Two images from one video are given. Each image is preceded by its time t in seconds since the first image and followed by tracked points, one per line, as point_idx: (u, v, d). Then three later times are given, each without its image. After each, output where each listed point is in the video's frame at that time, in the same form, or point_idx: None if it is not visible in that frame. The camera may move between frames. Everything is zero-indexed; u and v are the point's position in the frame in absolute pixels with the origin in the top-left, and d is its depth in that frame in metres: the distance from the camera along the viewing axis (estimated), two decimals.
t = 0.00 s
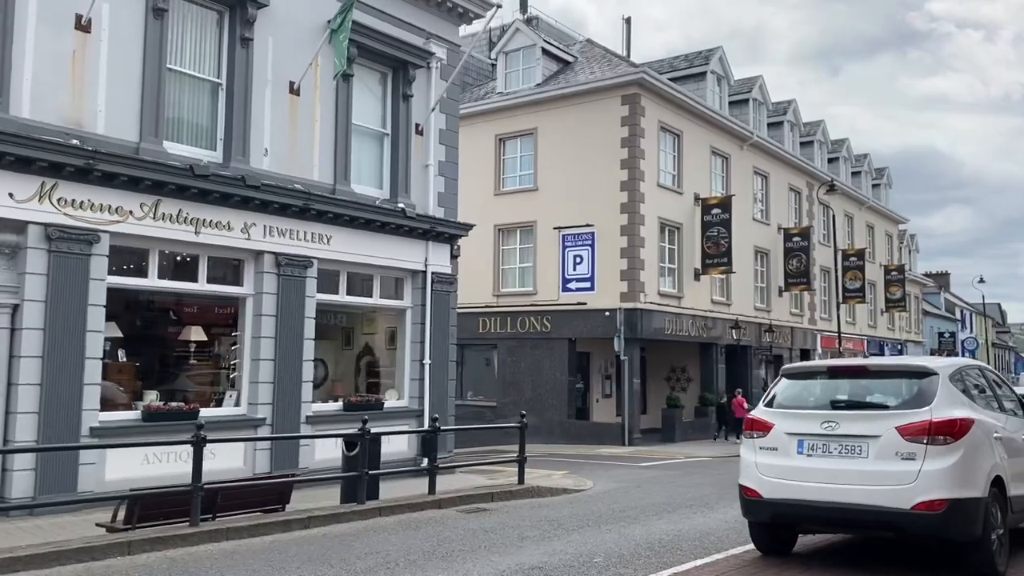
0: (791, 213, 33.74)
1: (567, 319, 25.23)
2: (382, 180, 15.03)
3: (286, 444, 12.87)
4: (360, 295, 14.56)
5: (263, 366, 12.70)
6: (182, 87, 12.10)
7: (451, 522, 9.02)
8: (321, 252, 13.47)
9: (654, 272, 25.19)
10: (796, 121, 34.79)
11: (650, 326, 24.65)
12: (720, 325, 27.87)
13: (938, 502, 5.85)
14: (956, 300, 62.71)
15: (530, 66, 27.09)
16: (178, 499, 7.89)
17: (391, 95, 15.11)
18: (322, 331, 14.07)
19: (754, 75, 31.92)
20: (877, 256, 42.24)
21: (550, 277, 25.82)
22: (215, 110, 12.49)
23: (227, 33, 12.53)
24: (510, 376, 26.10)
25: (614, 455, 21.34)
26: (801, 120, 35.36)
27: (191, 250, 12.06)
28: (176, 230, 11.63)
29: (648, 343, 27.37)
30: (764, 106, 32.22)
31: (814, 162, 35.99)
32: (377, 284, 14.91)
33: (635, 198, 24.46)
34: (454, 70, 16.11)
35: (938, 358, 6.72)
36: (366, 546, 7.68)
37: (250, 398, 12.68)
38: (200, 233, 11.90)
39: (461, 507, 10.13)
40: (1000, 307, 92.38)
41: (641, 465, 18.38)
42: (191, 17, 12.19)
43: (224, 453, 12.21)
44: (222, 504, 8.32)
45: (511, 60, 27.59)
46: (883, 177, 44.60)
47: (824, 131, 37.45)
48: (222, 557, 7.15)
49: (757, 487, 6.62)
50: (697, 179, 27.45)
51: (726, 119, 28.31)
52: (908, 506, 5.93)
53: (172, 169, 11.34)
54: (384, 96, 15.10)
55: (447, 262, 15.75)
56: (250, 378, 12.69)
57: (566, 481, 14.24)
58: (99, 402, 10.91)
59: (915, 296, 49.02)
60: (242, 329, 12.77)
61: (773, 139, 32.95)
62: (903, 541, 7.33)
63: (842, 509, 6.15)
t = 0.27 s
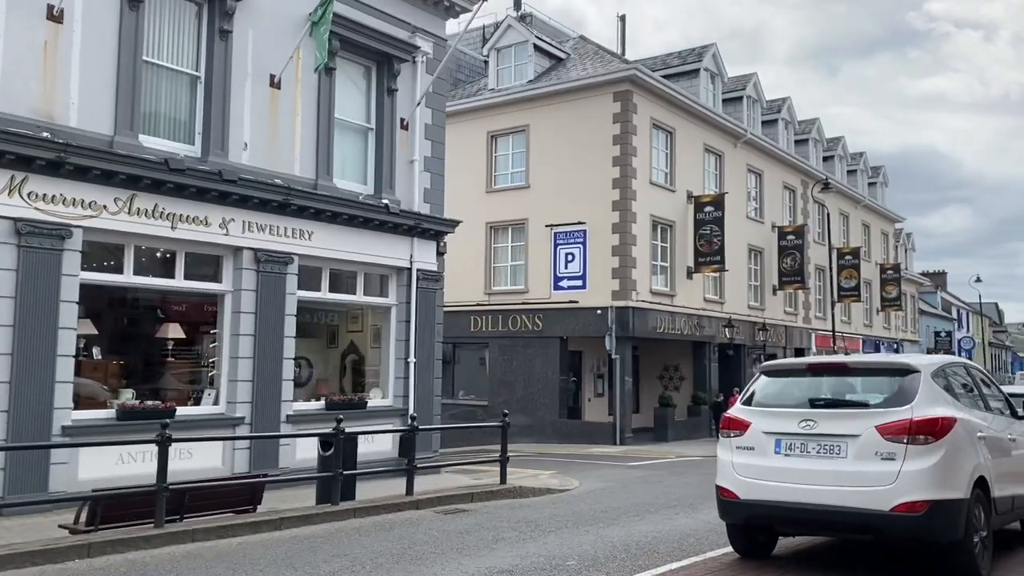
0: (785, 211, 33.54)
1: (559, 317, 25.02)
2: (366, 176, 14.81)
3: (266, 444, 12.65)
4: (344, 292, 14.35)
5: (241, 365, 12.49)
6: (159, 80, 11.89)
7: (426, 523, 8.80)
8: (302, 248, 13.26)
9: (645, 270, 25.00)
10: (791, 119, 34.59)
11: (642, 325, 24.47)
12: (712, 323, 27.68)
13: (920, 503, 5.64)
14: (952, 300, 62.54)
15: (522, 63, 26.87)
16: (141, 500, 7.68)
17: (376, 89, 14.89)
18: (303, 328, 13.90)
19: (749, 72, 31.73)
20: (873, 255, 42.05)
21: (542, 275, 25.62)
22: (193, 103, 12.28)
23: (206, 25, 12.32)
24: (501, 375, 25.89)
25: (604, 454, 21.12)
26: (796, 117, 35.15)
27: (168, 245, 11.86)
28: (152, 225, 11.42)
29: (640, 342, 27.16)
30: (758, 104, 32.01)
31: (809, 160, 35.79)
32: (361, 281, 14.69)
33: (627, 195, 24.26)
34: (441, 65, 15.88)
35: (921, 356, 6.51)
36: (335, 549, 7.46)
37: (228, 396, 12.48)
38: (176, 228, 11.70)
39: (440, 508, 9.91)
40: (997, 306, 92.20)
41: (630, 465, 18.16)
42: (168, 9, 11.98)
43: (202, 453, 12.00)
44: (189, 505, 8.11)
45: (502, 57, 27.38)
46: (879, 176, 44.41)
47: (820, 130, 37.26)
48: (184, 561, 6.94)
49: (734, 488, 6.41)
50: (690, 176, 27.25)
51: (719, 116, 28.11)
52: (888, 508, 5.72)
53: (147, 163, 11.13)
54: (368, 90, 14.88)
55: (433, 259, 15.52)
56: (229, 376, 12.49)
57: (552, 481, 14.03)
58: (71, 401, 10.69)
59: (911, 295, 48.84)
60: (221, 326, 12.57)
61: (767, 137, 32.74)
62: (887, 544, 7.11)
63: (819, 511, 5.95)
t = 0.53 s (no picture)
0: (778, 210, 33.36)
1: (549, 317, 24.80)
2: (349, 173, 14.57)
3: (245, 446, 12.40)
4: (326, 291, 14.12)
5: (220, 365, 12.25)
6: (135, 74, 11.63)
7: (401, 528, 8.57)
8: (282, 246, 13.03)
9: (636, 269, 24.79)
10: (784, 117, 34.41)
11: (632, 324, 24.27)
12: (704, 323, 27.49)
13: (905, 510, 5.43)
14: (946, 300, 62.48)
15: (513, 60, 26.63)
16: (104, 506, 7.44)
17: (359, 85, 14.65)
18: (286, 328, 13.63)
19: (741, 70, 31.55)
20: (866, 254, 41.91)
21: (532, 274, 25.40)
22: (170, 98, 12.03)
23: (183, 18, 12.07)
24: (491, 375, 25.67)
25: (593, 455, 20.91)
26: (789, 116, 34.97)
27: (145, 243, 11.62)
28: (127, 222, 11.18)
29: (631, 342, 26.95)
30: (751, 102, 31.82)
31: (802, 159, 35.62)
32: (344, 280, 14.45)
33: (618, 194, 24.06)
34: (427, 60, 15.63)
35: (907, 357, 6.30)
36: (305, 556, 7.23)
37: (206, 397, 12.23)
38: (152, 226, 11.45)
39: (419, 512, 9.67)
40: (991, 305, 92.25)
41: (619, 466, 17.94)
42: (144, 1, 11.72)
43: (178, 455, 11.74)
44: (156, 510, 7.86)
45: (493, 54, 27.14)
46: (872, 175, 44.28)
47: (813, 128, 37.09)
48: (146, 569, 6.70)
49: (713, 493, 6.20)
50: (682, 175, 27.05)
51: (711, 114, 27.91)
52: (871, 515, 5.51)
53: (121, 159, 10.88)
54: (351, 85, 14.64)
55: (418, 257, 15.28)
56: (207, 377, 12.24)
57: (537, 483, 13.81)
58: (41, 401, 10.45)
59: (905, 295, 48.73)
60: (199, 325, 12.32)
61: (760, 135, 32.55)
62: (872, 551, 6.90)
63: (801, 518, 5.73)
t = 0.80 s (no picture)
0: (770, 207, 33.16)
1: (538, 315, 24.54)
2: (332, 166, 14.28)
3: (223, 446, 12.11)
4: (307, 288, 13.84)
5: (196, 363, 11.95)
6: (108, 63, 11.33)
7: (377, 531, 8.30)
8: (261, 241, 12.73)
9: (626, 266, 24.56)
10: (776, 114, 34.21)
11: (622, 322, 24.04)
12: (695, 321, 27.27)
13: (894, 514, 5.18)
14: (938, 298, 62.45)
15: (502, 55, 26.35)
16: (64, 508, 7.16)
17: (342, 77, 14.35)
18: (267, 325, 13.40)
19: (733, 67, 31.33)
20: (858, 252, 41.76)
21: (521, 272, 25.14)
22: (144, 88, 11.72)
23: (159, 7, 11.76)
24: (479, 373, 25.41)
25: (582, 454, 20.65)
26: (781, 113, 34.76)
27: (120, 238, 11.32)
28: (99, 215, 10.87)
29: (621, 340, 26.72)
30: (743, 99, 31.60)
31: (794, 156, 35.42)
32: (326, 276, 14.16)
33: (608, 190, 23.80)
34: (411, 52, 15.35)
35: (898, 353, 6.04)
36: (274, 562, 6.95)
37: (182, 396, 11.93)
38: (126, 219, 11.14)
39: (397, 514, 9.40)
40: (983, 304, 92.37)
41: (608, 466, 17.68)
42: None
43: (153, 455, 11.43)
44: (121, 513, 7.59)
45: (482, 49, 26.86)
46: (865, 173, 44.14)
47: (805, 125, 36.90)
48: None
49: (696, 496, 5.94)
50: (673, 172, 26.82)
51: (702, 110, 27.68)
52: (860, 519, 5.25)
53: (92, 150, 10.57)
54: (333, 78, 14.35)
55: (402, 253, 14.99)
56: (182, 374, 11.94)
57: (523, 483, 13.55)
58: (10, 400, 10.16)
59: (897, 293, 48.62)
60: (174, 322, 12.02)
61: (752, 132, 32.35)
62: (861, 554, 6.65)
63: (786, 522, 5.48)
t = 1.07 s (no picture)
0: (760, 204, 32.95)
1: (526, 312, 24.26)
2: (311, 159, 13.97)
3: (197, 446, 11.79)
4: (285, 284, 13.53)
5: (169, 360, 11.63)
6: (77, 52, 10.99)
7: (349, 535, 8.00)
8: (237, 236, 12.42)
9: (615, 263, 24.30)
10: (766, 111, 34.00)
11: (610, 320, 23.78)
12: (684, 319, 27.03)
13: (882, 519, 4.91)
14: (929, 296, 62.41)
15: (490, 49, 26.04)
16: (18, 512, 6.87)
17: (322, 68, 14.05)
18: (247, 323, 13.17)
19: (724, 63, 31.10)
20: (849, 250, 41.60)
21: (509, 269, 24.85)
22: (116, 78, 11.38)
23: None
24: (467, 372, 25.11)
25: (569, 454, 20.37)
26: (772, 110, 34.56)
27: (89, 232, 10.99)
28: (67, 208, 10.54)
29: (610, 337, 26.45)
30: (733, 95, 31.38)
31: (785, 153, 35.23)
32: (305, 272, 13.85)
33: (596, 186, 23.53)
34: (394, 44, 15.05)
35: (887, 350, 5.78)
36: (237, 568, 6.65)
37: (155, 394, 11.60)
38: (95, 213, 10.81)
39: (373, 517, 9.11)
40: (973, 302, 92.49)
41: (594, 465, 17.42)
42: None
43: (124, 456, 11.08)
44: (81, 517, 7.29)
45: (470, 43, 26.55)
46: (855, 170, 43.98)
47: (796, 122, 36.70)
48: None
49: (676, 499, 5.66)
50: (662, 168, 26.57)
51: (692, 106, 27.43)
52: (847, 524, 4.99)
53: (60, 141, 10.24)
54: (313, 69, 14.03)
55: (384, 249, 14.69)
56: (155, 373, 11.61)
57: (506, 484, 13.28)
58: None
59: (888, 291, 48.50)
60: (147, 319, 11.69)
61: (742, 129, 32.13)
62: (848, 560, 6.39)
63: (770, 527, 5.20)
